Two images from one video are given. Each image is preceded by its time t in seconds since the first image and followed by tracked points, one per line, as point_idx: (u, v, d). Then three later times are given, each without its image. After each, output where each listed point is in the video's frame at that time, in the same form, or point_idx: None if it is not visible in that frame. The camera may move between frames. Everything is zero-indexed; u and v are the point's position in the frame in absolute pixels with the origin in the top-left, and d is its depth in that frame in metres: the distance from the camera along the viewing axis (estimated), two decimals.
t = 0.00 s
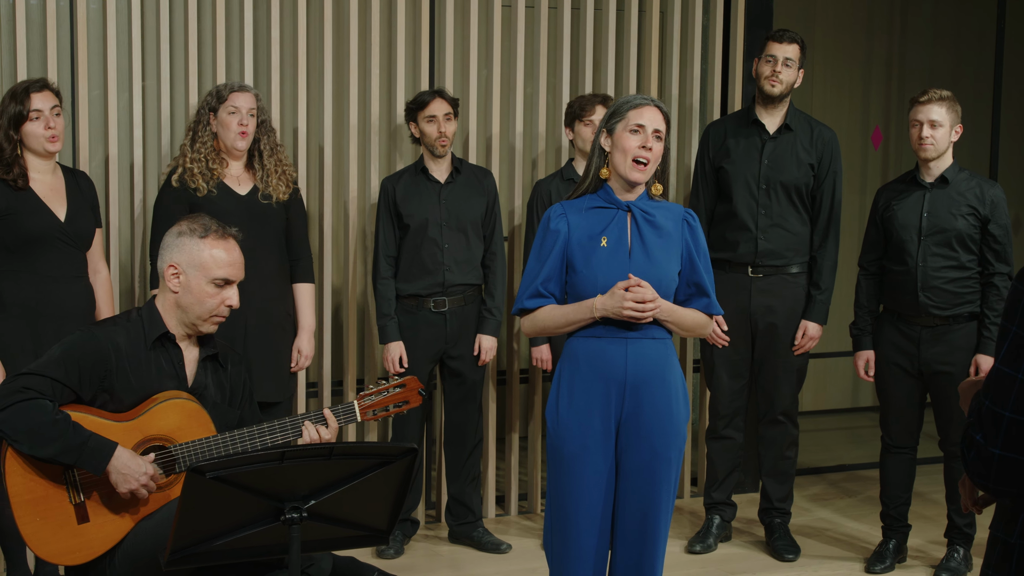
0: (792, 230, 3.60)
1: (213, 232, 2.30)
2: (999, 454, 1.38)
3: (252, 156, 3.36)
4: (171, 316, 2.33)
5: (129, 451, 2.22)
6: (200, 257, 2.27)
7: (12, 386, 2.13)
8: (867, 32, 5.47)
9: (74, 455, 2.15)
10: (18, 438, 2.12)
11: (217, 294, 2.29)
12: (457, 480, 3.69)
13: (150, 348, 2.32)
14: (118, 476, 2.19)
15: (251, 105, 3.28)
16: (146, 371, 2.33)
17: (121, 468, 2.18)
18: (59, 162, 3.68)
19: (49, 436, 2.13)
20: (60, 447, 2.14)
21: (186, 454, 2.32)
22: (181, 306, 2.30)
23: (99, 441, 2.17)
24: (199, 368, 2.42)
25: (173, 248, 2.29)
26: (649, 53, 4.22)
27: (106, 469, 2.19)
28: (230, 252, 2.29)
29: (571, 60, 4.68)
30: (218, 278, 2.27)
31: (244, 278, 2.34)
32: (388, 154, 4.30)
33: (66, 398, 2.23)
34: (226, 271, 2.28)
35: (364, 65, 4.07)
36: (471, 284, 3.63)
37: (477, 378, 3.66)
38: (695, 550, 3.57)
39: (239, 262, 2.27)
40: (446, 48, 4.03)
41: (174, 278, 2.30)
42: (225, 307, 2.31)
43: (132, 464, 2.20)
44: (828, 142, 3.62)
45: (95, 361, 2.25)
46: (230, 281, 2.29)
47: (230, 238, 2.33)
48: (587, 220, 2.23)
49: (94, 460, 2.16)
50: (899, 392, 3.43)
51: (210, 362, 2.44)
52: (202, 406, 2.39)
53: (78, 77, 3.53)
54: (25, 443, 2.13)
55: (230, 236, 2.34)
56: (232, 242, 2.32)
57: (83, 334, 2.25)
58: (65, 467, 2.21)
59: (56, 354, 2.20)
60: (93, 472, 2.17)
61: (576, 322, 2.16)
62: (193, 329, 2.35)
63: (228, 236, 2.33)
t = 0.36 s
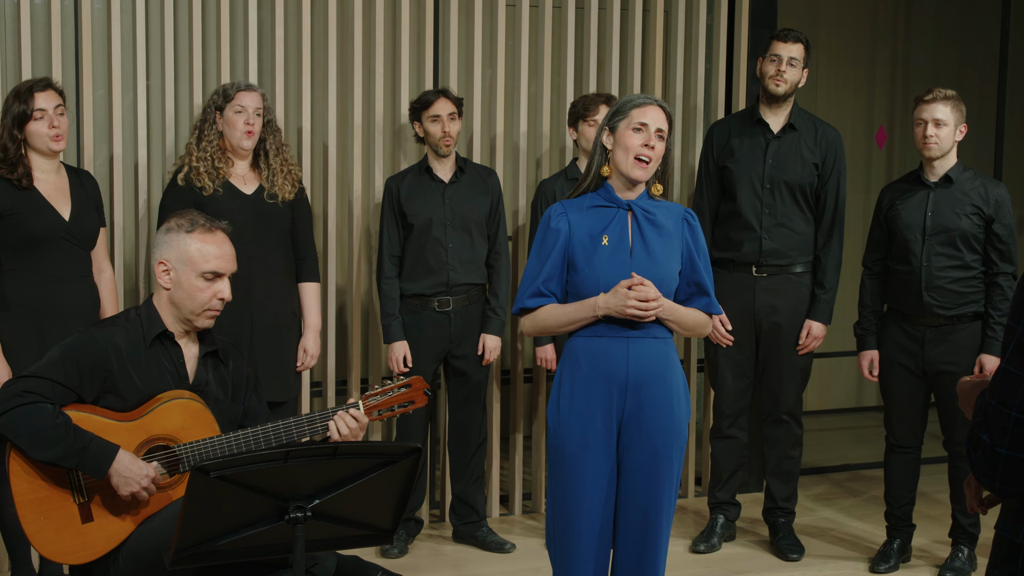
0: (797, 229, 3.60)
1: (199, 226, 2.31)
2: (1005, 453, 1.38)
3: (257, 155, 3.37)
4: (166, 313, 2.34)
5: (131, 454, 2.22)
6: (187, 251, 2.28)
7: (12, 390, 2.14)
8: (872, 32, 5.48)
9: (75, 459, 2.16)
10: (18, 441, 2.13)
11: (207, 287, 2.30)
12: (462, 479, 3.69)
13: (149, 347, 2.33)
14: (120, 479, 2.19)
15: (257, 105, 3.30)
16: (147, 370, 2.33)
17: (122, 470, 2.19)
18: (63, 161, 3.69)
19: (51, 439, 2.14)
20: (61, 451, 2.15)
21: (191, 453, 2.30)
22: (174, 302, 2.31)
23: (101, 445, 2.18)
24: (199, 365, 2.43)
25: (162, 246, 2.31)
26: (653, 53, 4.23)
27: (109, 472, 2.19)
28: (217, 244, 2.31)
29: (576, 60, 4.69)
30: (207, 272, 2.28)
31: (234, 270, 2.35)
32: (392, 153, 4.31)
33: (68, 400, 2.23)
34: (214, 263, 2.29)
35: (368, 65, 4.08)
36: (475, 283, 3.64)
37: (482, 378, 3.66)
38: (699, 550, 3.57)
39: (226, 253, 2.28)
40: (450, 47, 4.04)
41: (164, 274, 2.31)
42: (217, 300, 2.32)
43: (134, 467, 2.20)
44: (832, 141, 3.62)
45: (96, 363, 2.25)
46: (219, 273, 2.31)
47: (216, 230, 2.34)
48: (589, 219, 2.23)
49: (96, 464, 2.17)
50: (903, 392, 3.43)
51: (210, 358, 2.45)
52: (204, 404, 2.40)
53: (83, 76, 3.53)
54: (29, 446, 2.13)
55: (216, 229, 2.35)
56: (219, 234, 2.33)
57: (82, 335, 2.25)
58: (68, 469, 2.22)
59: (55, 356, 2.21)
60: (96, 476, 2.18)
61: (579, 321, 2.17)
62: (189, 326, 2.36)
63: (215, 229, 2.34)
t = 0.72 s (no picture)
0: (801, 229, 3.60)
1: (171, 218, 2.32)
2: (1013, 454, 1.38)
3: (262, 155, 3.37)
4: (157, 309, 2.34)
5: (133, 454, 2.20)
6: (163, 243, 2.29)
7: (12, 394, 2.13)
8: (877, 32, 5.48)
9: (78, 461, 2.15)
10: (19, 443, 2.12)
11: (188, 276, 2.30)
12: (467, 479, 3.70)
13: (143, 346, 2.31)
14: (123, 479, 2.17)
15: (263, 104, 3.31)
16: (144, 369, 2.32)
17: (125, 471, 2.17)
18: (68, 161, 3.71)
19: (54, 441, 2.13)
20: (64, 453, 2.14)
21: (192, 451, 2.29)
22: (160, 297, 2.31)
23: (103, 445, 2.16)
24: (195, 359, 2.41)
25: (141, 244, 2.33)
26: (659, 52, 4.22)
27: (111, 473, 2.18)
28: (191, 233, 2.31)
29: (581, 60, 4.69)
30: (184, 261, 2.29)
31: (214, 258, 2.35)
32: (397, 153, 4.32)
33: (68, 402, 2.23)
34: (191, 252, 2.29)
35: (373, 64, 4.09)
36: (480, 283, 3.64)
37: (486, 378, 3.66)
38: (704, 549, 3.57)
39: (200, 239, 2.29)
40: (455, 47, 4.05)
41: (146, 271, 2.33)
42: (200, 289, 2.32)
43: (137, 466, 2.18)
44: (836, 141, 3.62)
45: (92, 365, 2.25)
46: (197, 262, 2.31)
47: (190, 220, 2.35)
48: (587, 218, 2.23)
49: (98, 465, 2.16)
50: (908, 392, 3.42)
51: (207, 351, 2.43)
52: (203, 400, 2.39)
53: (88, 75, 3.54)
54: (30, 449, 2.12)
55: (191, 219, 2.35)
56: (194, 223, 2.34)
57: (79, 335, 2.26)
58: (70, 471, 2.21)
59: (53, 358, 2.21)
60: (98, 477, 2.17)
61: (578, 320, 2.17)
62: (181, 319, 2.36)
63: (189, 219, 2.34)
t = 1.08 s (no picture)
0: (805, 229, 3.60)
1: (148, 216, 2.30)
2: (1015, 453, 1.38)
3: (266, 155, 3.39)
4: (152, 309, 2.33)
5: (134, 457, 2.20)
6: (143, 242, 2.27)
7: (11, 400, 2.14)
8: (882, 32, 5.50)
9: (80, 465, 2.14)
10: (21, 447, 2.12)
11: (172, 270, 2.27)
12: (472, 479, 3.71)
13: (140, 346, 2.30)
14: (125, 483, 2.17)
15: (267, 104, 3.32)
16: (142, 369, 2.31)
17: (127, 474, 2.17)
18: (74, 161, 3.73)
19: (54, 446, 2.13)
20: (65, 457, 2.13)
21: (194, 451, 2.28)
22: (150, 296, 2.29)
23: (104, 449, 2.16)
24: (193, 357, 2.40)
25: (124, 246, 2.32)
26: (664, 52, 4.23)
27: (113, 477, 2.17)
28: (169, 227, 2.29)
29: (587, 60, 4.71)
30: (165, 256, 2.26)
31: (196, 249, 2.32)
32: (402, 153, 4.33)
33: (67, 405, 2.22)
34: (171, 247, 2.27)
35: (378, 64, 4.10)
36: (485, 282, 3.65)
37: (491, 378, 3.67)
38: (709, 549, 3.58)
39: (178, 231, 2.26)
40: (460, 47, 4.06)
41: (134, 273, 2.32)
42: (187, 281, 2.29)
43: (138, 469, 2.18)
44: (839, 141, 3.62)
45: (91, 368, 2.24)
46: (179, 255, 2.28)
47: (167, 215, 2.33)
48: (587, 218, 2.24)
49: (100, 469, 2.15)
50: (912, 392, 3.42)
51: (205, 348, 2.42)
52: (203, 397, 2.38)
53: (94, 75, 3.56)
54: (33, 453, 2.12)
55: (168, 214, 2.33)
56: (171, 218, 2.31)
57: (75, 339, 2.25)
58: (71, 475, 2.20)
59: (50, 362, 2.20)
60: (100, 481, 2.16)
61: (576, 320, 2.18)
62: (176, 315, 2.34)
63: (166, 214, 2.32)
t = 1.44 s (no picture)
0: (808, 228, 3.59)
1: (146, 219, 2.31)
2: (1018, 451, 1.39)
3: (269, 153, 3.40)
4: (154, 311, 2.34)
5: (137, 460, 2.20)
6: (141, 245, 2.28)
7: (12, 404, 2.14)
8: (887, 33, 5.51)
9: (82, 470, 2.15)
10: (25, 449, 2.12)
11: (170, 273, 2.28)
12: (477, 478, 3.71)
13: (144, 346, 2.31)
14: (128, 485, 2.17)
15: (271, 103, 3.33)
16: (146, 370, 2.31)
17: (130, 477, 2.17)
18: (80, 159, 3.74)
19: (57, 450, 2.14)
20: (68, 462, 2.14)
21: (197, 452, 2.29)
22: (151, 299, 2.30)
23: (107, 452, 2.17)
24: (197, 356, 2.39)
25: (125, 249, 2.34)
26: (669, 51, 4.23)
27: (116, 480, 2.18)
28: (166, 230, 2.29)
29: (592, 59, 4.71)
30: (163, 260, 2.27)
31: (194, 251, 2.32)
32: (407, 152, 4.34)
33: (70, 408, 2.23)
34: (168, 250, 2.27)
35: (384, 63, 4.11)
36: (490, 282, 3.65)
37: (496, 377, 3.68)
38: (714, 549, 3.58)
39: (174, 234, 2.26)
40: (465, 46, 4.06)
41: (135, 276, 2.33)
42: (184, 284, 2.29)
43: (141, 472, 2.18)
44: (842, 140, 3.61)
45: (94, 370, 2.25)
46: (176, 258, 2.28)
47: (166, 217, 2.33)
48: (586, 217, 2.24)
49: (103, 472, 2.16)
50: (918, 392, 3.42)
51: (208, 348, 2.42)
52: (207, 398, 2.37)
53: (99, 73, 3.57)
54: (37, 454, 2.13)
55: (165, 216, 2.33)
56: (168, 220, 2.31)
57: (78, 342, 2.25)
58: (75, 479, 2.21)
59: (52, 365, 2.21)
60: (103, 484, 2.17)
61: (576, 319, 2.17)
62: (177, 318, 2.35)
63: (163, 217, 2.32)
